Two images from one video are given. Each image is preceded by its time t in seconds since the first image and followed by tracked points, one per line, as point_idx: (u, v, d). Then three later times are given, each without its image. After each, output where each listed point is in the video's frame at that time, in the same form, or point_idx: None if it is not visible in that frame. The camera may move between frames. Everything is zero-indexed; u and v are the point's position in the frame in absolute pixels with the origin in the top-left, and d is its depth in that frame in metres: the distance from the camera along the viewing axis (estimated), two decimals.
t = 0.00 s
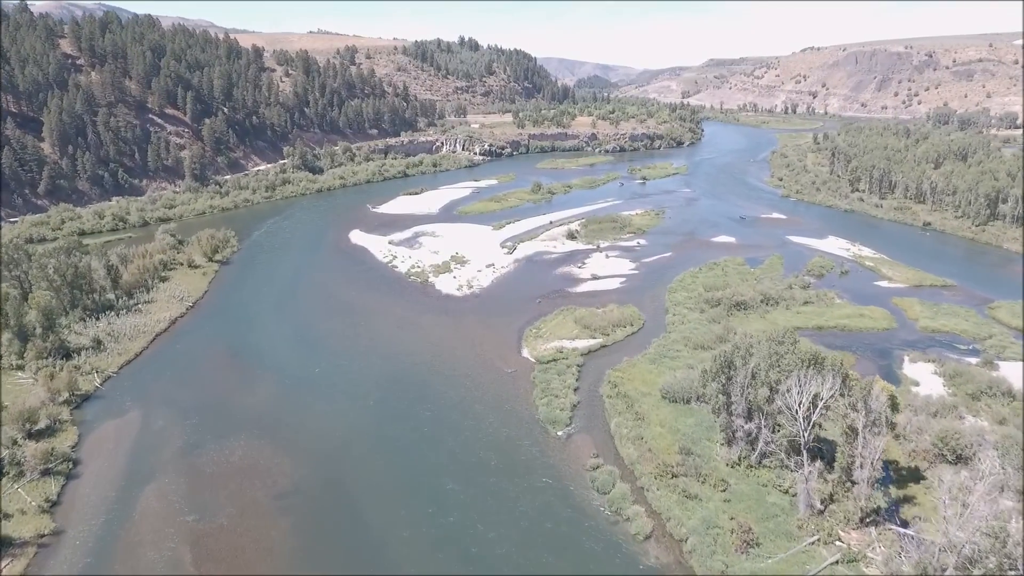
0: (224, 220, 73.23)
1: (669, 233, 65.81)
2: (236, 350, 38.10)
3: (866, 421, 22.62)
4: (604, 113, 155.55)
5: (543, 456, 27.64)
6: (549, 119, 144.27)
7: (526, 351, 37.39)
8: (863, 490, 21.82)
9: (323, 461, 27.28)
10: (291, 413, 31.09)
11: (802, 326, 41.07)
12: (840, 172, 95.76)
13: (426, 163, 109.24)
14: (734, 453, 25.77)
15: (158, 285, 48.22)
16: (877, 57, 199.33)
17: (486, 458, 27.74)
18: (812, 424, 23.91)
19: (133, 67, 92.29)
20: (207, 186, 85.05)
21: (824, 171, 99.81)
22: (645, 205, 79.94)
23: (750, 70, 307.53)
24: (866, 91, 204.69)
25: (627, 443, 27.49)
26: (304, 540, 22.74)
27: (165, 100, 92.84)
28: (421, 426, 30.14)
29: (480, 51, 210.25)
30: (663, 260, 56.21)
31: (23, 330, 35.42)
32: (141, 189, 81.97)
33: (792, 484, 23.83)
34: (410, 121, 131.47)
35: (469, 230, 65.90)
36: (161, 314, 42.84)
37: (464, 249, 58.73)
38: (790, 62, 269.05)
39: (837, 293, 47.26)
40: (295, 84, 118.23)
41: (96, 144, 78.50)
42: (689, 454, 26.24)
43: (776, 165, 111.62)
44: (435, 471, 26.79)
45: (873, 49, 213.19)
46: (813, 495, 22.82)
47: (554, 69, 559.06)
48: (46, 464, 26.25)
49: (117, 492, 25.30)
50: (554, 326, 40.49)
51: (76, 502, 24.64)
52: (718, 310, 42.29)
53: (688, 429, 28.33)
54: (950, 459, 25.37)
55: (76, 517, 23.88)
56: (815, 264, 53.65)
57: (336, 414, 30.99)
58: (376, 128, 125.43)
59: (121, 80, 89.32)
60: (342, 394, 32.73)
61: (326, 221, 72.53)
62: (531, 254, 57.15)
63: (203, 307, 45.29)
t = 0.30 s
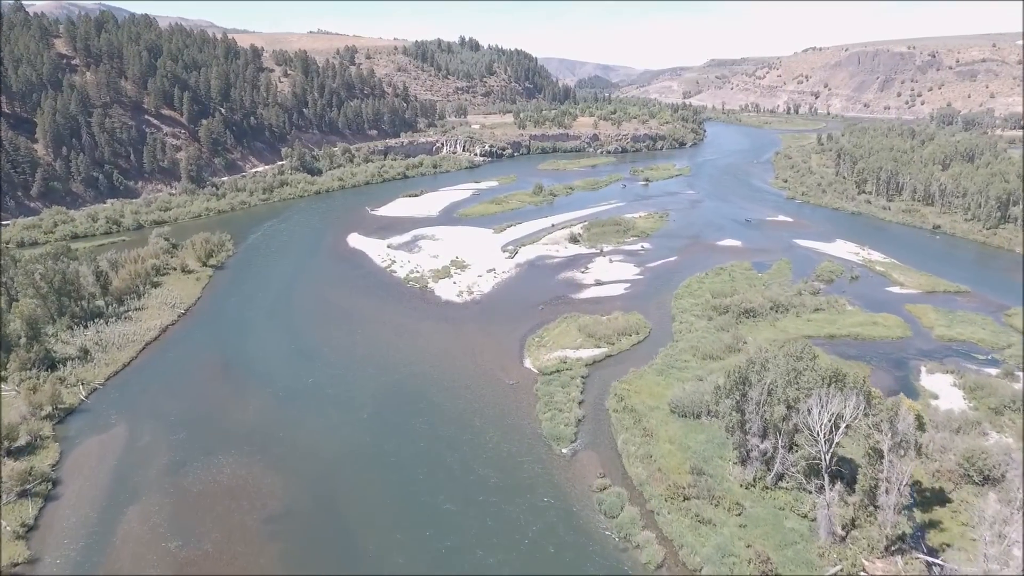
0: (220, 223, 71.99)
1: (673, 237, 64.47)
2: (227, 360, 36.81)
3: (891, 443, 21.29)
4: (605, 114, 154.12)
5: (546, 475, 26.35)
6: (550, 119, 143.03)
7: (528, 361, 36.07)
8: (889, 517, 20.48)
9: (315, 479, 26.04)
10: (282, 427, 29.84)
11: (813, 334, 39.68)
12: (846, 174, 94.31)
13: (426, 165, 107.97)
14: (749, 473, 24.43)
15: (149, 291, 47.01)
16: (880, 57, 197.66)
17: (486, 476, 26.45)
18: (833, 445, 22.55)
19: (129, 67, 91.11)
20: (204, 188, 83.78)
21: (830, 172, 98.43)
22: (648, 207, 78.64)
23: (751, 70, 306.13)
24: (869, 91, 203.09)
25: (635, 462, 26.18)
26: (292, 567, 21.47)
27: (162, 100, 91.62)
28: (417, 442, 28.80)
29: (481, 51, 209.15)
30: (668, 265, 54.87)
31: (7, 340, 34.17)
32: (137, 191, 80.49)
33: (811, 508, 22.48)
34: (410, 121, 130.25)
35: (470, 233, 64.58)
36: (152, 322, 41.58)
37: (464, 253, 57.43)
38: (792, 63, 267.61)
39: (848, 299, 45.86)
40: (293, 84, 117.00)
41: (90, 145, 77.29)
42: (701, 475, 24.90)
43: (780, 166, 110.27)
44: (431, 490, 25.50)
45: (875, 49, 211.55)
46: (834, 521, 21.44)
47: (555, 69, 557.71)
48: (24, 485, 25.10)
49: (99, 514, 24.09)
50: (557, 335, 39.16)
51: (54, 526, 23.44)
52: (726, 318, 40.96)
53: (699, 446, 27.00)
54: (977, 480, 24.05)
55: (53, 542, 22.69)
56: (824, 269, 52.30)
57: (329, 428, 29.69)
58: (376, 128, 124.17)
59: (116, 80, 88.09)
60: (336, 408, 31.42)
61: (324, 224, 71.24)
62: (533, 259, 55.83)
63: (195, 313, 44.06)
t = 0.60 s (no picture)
0: (216, 225, 70.71)
1: (678, 240, 63.17)
2: (219, 371, 35.55)
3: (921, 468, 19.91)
4: (607, 114, 152.82)
5: (550, 496, 25.05)
6: (551, 120, 141.80)
7: (531, 372, 34.75)
8: (919, 547, 19.10)
9: (306, 499, 24.81)
10: (274, 443, 28.58)
11: (826, 343, 38.31)
12: (852, 175, 92.95)
13: (426, 166, 106.70)
14: (765, 495, 23.09)
15: (141, 297, 45.76)
16: (882, 57, 196.19)
17: (486, 495, 25.21)
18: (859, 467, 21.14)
19: (125, 67, 89.83)
20: (201, 190, 82.53)
21: (835, 173, 97.05)
22: (652, 210, 77.34)
23: (753, 70, 304.74)
24: (872, 91, 201.68)
25: (644, 483, 24.85)
26: None
27: (158, 101, 90.37)
28: (414, 458, 27.58)
29: (482, 51, 208.04)
30: (674, 270, 53.55)
31: None
32: (132, 193, 79.09)
33: (833, 536, 21.10)
34: (410, 121, 129.01)
35: (471, 236, 63.33)
36: (142, 330, 40.30)
37: (465, 257, 56.13)
38: (794, 62, 266.31)
39: (860, 306, 44.52)
40: (292, 84, 115.79)
41: (84, 146, 76.04)
42: (715, 497, 23.58)
43: (784, 167, 108.97)
44: (428, 510, 24.27)
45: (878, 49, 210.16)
46: (859, 551, 20.04)
47: (556, 69, 556.85)
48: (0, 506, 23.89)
49: (78, 539, 22.86)
50: (561, 343, 37.85)
51: (31, 552, 22.22)
52: (735, 326, 39.70)
53: (712, 465, 25.68)
54: (1006, 503, 22.75)
55: (28, 570, 21.45)
56: (834, 274, 50.98)
57: (322, 444, 28.47)
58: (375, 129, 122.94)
59: (111, 80, 86.82)
60: (330, 422, 30.19)
61: (322, 226, 69.93)
62: (535, 263, 54.53)
63: (187, 320, 42.82)
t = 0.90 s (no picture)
0: (212, 228, 69.44)
1: (683, 244, 61.84)
2: (209, 382, 34.24)
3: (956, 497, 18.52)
4: (608, 114, 151.42)
5: (553, 518, 23.75)
6: (553, 120, 140.51)
7: (533, 384, 33.40)
8: None
9: (296, 523, 23.57)
10: (264, 461, 27.35)
11: (839, 352, 36.92)
12: (858, 176, 91.54)
13: (426, 167, 105.42)
14: (783, 521, 21.68)
15: (132, 303, 44.51)
16: (885, 57, 194.71)
17: (485, 517, 23.97)
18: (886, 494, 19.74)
19: (120, 67, 88.61)
20: (197, 191, 81.32)
21: (841, 174, 95.65)
22: (656, 212, 75.99)
23: (755, 70, 303.36)
24: (875, 92, 200.26)
25: (653, 506, 23.54)
26: None
27: (154, 101, 89.15)
28: (411, 477, 26.33)
29: (483, 51, 206.85)
30: (679, 275, 52.19)
31: None
32: (127, 195, 77.87)
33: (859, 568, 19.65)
34: (410, 122, 127.71)
35: (472, 240, 62.04)
36: (132, 338, 39.04)
37: (465, 261, 54.81)
38: (796, 62, 265.05)
39: (873, 314, 43.13)
40: (291, 84, 114.55)
41: (78, 147, 74.74)
42: (729, 522, 22.23)
43: (788, 168, 107.60)
44: (424, 535, 23.02)
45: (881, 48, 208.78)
46: None
47: (557, 69, 555.88)
48: None
49: (54, 567, 21.64)
50: (565, 353, 36.54)
51: None
52: (744, 335, 38.36)
53: (725, 486, 24.33)
54: None
55: None
56: (845, 279, 49.63)
57: (314, 461, 27.21)
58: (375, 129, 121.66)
59: (107, 80, 85.56)
60: (323, 438, 28.93)
61: (319, 229, 68.65)
62: (538, 268, 53.21)
63: (178, 328, 41.62)
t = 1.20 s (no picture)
0: (209, 231, 68.16)
1: (689, 247, 60.47)
2: (200, 394, 33.02)
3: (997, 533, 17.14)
4: (610, 114, 150.07)
5: (559, 544, 22.41)
6: (555, 120, 139.17)
7: (538, 397, 32.05)
8: None
9: (286, 547, 22.37)
10: (255, 480, 26.15)
11: (854, 362, 35.57)
12: (865, 178, 90.10)
13: (427, 168, 104.17)
14: (805, 550, 20.23)
15: (123, 310, 43.24)
16: (888, 57, 193.28)
17: (485, 540, 22.72)
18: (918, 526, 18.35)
19: (117, 67, 87.39)
20: (194, 193, 80.08)
21: (848, 176, 94.23)
22: (661, 214, 74.60)
23: (758, 70, 301.84)
24: (878, 92, 198.80)
25: (665, 532, 22.20)
26: None
27: (151, 101, 87.87)
28: (407, 495, 25.11)
29: (484, 51, 205.59)
30: (686, 280, 50.83)
31: None
32: (123, 197, 76.54)
33: None
34: (411, 122, 126.42)
35: (473, 243, 60.77)
36: (121, 347, 37.74)
37: (466, 266, 53.49)
38: (799, 62, 263.60)
39: (888, 321, 41.73)
40: (290, 84, 113.31)
41: (73, 148, 73.50)
42: (747, 552, 20.84)
43: (794, 169, 106.16)
44: (420, 560, 21.80)
45: (884, 48, 207.29)
46: None
47: (558, 69, 555.13)
48: None
49: None
50: (569, 363, 35.27)
51: None
52: (755, 344, 37.04)
53: (741, 510, 22.96)
54: None
55: None
56: (857, 285, 48.23)
57: (306, 480, 26.00)
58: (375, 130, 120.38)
59: (103, 80, 84.32)
60: (316, 455, 27.73)
61: (318, 232, 67.39)
62: (541, 272, 51.92)
63: (171, 335, 40.41)
